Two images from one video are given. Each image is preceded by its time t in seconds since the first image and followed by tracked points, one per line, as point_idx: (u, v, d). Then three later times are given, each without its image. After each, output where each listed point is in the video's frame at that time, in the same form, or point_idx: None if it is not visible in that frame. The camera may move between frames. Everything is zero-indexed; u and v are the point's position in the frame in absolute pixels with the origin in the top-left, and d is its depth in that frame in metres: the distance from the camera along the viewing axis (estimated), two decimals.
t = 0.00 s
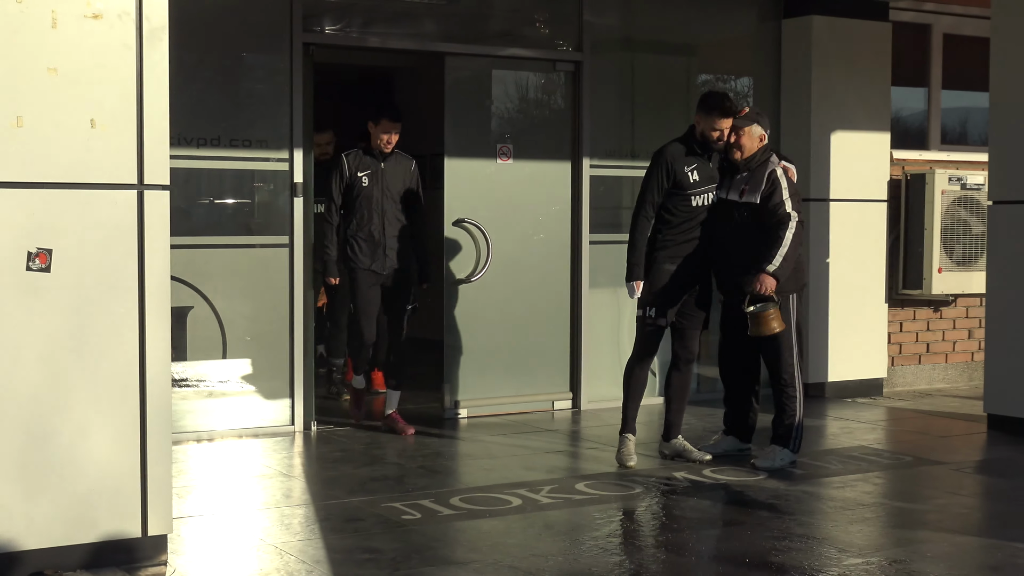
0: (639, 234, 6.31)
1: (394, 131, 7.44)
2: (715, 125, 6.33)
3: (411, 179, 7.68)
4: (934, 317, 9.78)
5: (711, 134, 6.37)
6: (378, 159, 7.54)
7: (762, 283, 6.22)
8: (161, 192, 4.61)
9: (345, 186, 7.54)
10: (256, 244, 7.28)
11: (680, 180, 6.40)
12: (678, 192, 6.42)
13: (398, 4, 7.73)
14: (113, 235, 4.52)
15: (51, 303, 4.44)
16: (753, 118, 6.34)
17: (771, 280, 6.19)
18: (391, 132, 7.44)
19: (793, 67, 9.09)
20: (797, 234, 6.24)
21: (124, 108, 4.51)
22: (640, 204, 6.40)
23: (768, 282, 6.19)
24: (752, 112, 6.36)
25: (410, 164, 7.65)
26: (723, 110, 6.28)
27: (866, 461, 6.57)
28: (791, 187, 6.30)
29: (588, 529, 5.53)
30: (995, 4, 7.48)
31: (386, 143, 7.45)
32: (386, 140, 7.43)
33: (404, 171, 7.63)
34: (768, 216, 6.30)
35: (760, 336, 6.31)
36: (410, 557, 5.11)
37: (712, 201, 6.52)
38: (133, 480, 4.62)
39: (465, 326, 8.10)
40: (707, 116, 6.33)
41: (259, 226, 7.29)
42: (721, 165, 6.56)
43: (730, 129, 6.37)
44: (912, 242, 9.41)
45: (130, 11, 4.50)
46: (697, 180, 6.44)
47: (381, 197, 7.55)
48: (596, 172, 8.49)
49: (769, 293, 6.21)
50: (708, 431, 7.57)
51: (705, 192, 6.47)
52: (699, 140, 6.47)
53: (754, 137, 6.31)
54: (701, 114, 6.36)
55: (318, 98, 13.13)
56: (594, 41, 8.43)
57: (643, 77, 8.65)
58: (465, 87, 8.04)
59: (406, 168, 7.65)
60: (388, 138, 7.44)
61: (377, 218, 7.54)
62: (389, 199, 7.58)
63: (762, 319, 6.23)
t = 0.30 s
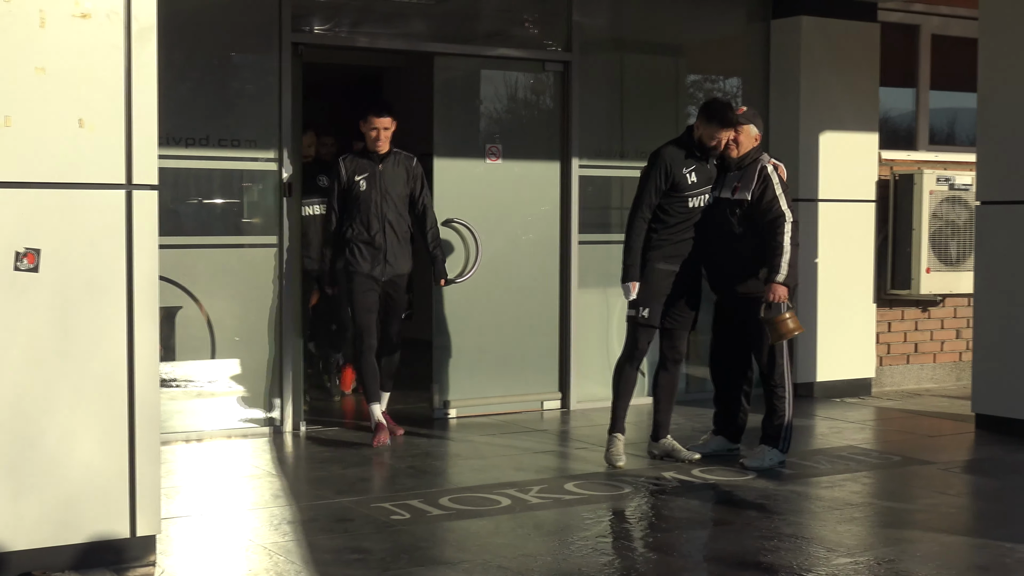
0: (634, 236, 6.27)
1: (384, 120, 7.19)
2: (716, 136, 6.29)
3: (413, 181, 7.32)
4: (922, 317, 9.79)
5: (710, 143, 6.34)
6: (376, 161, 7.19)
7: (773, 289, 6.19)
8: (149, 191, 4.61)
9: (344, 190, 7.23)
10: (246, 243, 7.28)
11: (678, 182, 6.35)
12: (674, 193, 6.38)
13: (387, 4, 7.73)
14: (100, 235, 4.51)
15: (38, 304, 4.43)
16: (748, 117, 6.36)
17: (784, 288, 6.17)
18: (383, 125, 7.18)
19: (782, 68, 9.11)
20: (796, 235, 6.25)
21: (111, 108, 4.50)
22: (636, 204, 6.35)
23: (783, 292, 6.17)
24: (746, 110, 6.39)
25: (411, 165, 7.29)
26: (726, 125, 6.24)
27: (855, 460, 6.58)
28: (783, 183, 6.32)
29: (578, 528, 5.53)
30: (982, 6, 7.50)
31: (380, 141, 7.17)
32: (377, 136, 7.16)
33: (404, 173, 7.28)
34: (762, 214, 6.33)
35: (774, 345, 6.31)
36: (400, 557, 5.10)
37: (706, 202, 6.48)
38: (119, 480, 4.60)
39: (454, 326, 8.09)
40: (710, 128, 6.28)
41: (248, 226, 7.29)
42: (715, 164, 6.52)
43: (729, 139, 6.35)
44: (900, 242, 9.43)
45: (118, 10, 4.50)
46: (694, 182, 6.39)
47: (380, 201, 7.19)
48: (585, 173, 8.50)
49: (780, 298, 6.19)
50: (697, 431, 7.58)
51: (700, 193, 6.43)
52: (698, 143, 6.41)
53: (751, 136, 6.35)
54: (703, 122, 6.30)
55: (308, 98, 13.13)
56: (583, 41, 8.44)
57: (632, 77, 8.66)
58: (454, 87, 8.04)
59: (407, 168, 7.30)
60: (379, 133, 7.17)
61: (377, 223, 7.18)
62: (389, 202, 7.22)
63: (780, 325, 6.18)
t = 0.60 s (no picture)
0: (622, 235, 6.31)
1: (380, 114, 6.95)
2: (719, 154, 6.42)
3: (402, 177, 7.18)
4: (907, 317, 9.90)
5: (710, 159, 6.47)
6: (367, 157, 7.05)
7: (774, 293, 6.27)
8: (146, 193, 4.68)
9: (335, 191, 7.05)
10: (241, 244, 7.38)
11: (674, 185, 6.39)
12: (669, 196, 6.42)
13: (380, 8, 7.81)
14: (98, 236, 4.58)
15: (34, 303, 4.50)
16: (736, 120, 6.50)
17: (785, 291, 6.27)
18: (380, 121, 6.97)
19: (769, 71, 9.21)
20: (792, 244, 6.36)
21: (108, 111, 4.58)
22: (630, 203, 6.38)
23: (784, 293, 6.27)
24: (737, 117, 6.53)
25: (401, 160, 7.16)
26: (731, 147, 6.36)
27: (841, 458, 6.67)
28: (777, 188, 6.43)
29: (569, 525, 5.62)
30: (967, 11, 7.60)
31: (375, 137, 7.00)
32: (377, 132, 6.97)
33: (395, 168, 7.13)
34: (758, 219, 6.40)
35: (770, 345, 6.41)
36: (393, 554, 5.19)
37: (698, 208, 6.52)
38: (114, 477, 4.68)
39: (445, 329, 8.17)
40: (714, 146, 6.41)
41: (243, 228, 7.38)
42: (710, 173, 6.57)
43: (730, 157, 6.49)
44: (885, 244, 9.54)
45: (115, 14, 4.57)
46: (690, 187, 6.43)
47: (375, 198, 7.04)
48: (575, 175, 8.59)
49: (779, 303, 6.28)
50: (685, 429, 7.68)
51: (693, 198, 6.48)
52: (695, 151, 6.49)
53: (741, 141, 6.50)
54: (708, 135, 6.42)
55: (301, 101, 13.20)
56: (573, 45, 8.53)
57: (622, 80, 8.75)
58: (447, 90, 8.11)
59: (397, 164, 7.16)
60: (379, 130, 6.98)
61: (373, 221, 7.04)
62: (384, 198, 7.07)
63: (779, 328, 6.24)
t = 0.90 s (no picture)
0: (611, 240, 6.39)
1: (388, 118, 6.86)
2: (704, 150, 6.49)
3: (405, 183, 7.03)
4: (893, 317, 10.05)
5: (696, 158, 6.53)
6: (368, 160, 6.93)
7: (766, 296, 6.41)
8: (147, 197, 4.74)
9: (335, 194, 6.96)
10: (241, 246, 7.50)
11: (661, 187, 6.45)
12: (657, 198, 6.48)
13: (377, 15, 7.94)
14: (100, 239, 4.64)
15: (38, 306, 4.55)
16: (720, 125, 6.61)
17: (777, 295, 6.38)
18: (387, 124, 6.87)
19: (759, 76, 9.35)
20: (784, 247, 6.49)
21: (112, 116, 4.63)
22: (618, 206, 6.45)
23: (775, 298, 6.39)
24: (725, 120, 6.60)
25: (405, 165, 7.02)
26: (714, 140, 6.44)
27: (828, 455, 6.80)
28: (769, 195, 6.55)
29: (563, 522, 5.74)
30: (952, 18, 7.73)
31: (377, 139, 6.87)
32: (383, 136, 6.86)
33: (397, 172, 6.99)
34: (752, 225, 6.51)
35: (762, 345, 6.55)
36: (390, 550, 5.31)
37: (686, 207, 6.59)
38: (117, 475, 4.76)
39: (441, 330, 8.29)
40: (698, 143, 6.48)
41: (244, 231, 7.50)
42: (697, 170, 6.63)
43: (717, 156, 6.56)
44: (872, 246, 9.68)
45: (117, 21, 4.61)
46: (677, 188, 6.49)
47: (374, 202, 6.90)
48: (568, 178, 8.72)
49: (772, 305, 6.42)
50: (676, 427, 7.81)
51: (682, 199, 6.54)
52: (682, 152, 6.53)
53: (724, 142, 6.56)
54: (691, 133, 6.49)
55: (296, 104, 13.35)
56: (566, 52, 8.66)
57: (613, 85, 8.89)
58: (442, 96, 8.24)
59: (402, 169, 7.03)
60: (385, 133, 6.86)
61: (370, 224, 6.90)
62: (384, 203, 6.93)
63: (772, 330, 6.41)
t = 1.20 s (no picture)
0: (599, 251, 6.35)
1: (399, 118, 6.60)
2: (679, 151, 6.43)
3: (414, 185, 6.79)
4: (884, 317, 10.20)
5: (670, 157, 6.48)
6: (376, 159, 6.66)
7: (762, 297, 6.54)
8: (155, 202, 4.86)
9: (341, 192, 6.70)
10: (247, 249, 7.62)
11: (644, 195, 6.45)
12: (641, 206, 6.47)
13: (380, 22, 8.07)
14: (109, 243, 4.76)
15: (47, 307, 4.66)
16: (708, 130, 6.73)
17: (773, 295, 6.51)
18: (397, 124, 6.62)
19: (752, 81, 9.50)
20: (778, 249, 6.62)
21: (121, 122, 4.75)
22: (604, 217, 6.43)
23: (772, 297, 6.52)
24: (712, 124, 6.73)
25: (413, 166, 6.76)
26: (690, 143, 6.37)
27: (822, 453, 6.94)
28: (761, 198, 6.68)
29: (562, 518, 5.87)
30: (942, 25, 7.87)
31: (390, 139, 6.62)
32: (394, 135, 6.61)
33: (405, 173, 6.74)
34: (744, 227, 6.65)
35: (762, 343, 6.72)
36: (392, 545, 5.43)
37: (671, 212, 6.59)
38: (125, 473, 4.85)
39: (441, 331, 8.42)
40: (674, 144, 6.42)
41: (249, 233, 7.63)
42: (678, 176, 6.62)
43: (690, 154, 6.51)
44: (864, 248, 9.83)
45: (125, 29, 4.73)
46: (661, 194, 6.48)
47: (380, 201, 6.64)
48: (566, 182, 8.85)
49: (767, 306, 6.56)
50: (673, 426, 7.94)
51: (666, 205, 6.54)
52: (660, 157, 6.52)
53: (712, 147, 6.70)
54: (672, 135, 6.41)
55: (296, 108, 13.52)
56: (565, 58, 8.80)
57: (611, 91, 9.02)
58: (442, 102, 8.37)
59: (410, 171, 6.78)
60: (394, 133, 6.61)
61: (375, 225, 6.64)
62: (390, 205, 6.66)
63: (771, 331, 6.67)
